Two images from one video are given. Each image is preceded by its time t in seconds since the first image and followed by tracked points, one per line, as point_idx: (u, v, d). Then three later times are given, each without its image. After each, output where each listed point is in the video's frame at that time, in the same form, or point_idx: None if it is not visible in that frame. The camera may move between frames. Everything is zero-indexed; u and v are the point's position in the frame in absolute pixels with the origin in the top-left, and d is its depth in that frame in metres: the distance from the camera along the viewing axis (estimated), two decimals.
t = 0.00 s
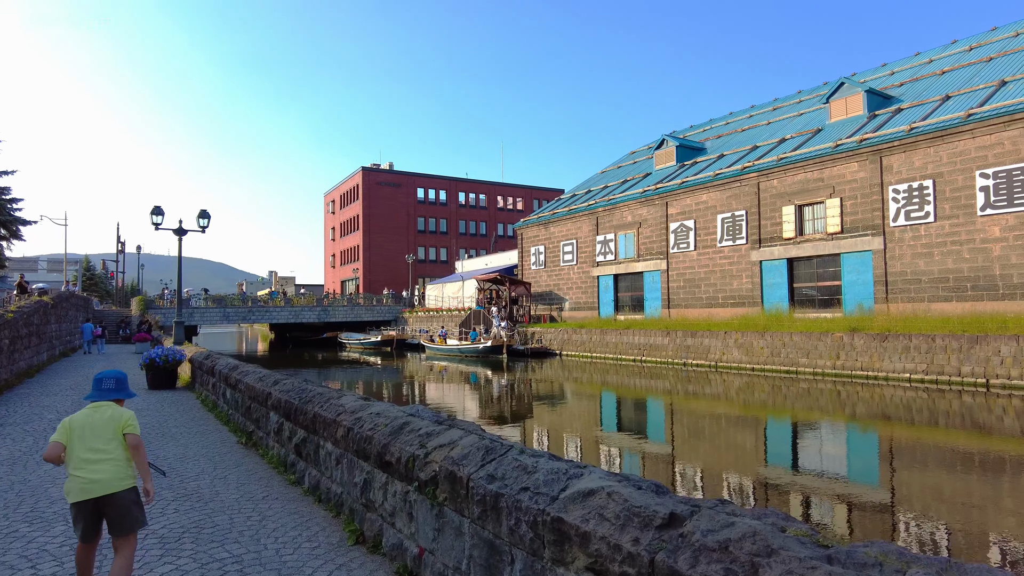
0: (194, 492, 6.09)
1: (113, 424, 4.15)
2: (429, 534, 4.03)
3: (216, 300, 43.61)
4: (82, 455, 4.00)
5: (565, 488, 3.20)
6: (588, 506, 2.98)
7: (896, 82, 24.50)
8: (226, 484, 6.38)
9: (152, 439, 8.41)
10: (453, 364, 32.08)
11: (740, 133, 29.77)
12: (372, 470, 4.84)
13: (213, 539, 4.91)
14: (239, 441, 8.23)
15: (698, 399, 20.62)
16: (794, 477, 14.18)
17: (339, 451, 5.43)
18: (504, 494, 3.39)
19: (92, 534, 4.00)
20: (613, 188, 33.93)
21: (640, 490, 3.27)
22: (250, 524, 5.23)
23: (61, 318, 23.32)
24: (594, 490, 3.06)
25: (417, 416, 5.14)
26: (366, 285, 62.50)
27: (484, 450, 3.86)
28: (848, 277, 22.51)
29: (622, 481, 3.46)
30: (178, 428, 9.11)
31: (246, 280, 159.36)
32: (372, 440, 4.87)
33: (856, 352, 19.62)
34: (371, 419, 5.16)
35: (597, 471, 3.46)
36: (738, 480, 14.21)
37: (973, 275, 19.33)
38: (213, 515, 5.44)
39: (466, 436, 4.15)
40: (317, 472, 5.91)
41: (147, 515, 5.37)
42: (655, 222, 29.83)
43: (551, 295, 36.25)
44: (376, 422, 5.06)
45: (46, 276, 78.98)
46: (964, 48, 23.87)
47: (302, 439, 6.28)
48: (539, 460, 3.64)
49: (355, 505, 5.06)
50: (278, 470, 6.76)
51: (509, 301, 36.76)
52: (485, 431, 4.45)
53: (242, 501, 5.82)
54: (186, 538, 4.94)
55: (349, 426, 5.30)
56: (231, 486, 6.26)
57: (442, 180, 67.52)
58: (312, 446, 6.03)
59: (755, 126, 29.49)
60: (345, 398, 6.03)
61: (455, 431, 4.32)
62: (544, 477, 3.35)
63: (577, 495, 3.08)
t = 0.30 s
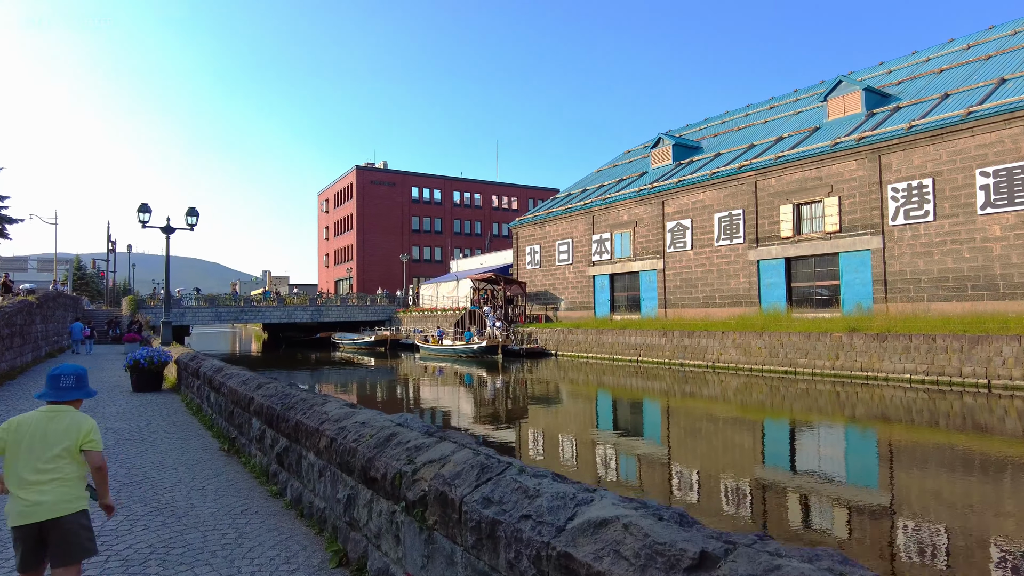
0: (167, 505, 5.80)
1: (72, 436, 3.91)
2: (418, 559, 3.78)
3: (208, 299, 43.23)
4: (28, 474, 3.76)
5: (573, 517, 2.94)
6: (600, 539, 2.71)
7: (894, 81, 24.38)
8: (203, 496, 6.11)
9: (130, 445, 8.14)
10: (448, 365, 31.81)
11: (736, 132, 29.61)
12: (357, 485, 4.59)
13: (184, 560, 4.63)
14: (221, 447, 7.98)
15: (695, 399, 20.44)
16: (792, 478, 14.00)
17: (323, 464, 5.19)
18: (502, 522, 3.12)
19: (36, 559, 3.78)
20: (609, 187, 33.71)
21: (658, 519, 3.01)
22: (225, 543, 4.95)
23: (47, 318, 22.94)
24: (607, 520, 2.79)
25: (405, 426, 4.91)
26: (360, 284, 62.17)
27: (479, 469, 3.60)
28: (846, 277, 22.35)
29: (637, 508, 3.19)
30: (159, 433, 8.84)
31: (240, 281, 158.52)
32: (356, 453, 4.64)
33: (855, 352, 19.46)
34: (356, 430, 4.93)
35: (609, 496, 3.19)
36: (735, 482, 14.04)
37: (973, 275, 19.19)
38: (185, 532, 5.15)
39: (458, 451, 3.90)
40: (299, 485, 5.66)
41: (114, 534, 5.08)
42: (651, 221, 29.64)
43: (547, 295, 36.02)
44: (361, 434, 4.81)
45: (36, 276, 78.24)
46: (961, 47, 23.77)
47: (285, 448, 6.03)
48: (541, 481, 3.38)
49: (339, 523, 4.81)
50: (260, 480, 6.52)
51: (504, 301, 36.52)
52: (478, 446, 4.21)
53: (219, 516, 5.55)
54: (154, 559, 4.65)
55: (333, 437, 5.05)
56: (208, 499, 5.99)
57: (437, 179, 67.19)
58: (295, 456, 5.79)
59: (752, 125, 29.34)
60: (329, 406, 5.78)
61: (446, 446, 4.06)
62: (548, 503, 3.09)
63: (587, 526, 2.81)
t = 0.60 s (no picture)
0: (145, 518, 5.52)
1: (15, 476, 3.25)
2: None
3: (204, 298, 42.94)
4: None
5: (600, 550, 2.64)
6: None
7: (896, 77, 24.17)
8: (185, 506, 5.84)
9: (113, 451, 7.88)
10: (446, 364, 31.56)
11: (737, 129, 29.40)
12: (347, 501, 4.34)
13: None
14: (207, 453, 7.73)
15: (695, 398, 20.23)
16: (794, 478, 13.80)
17: (312, 475, 4.95)
18: (512, 553, 2.83)
19: None
20: (608, 185, 33.48)
21: (695, 555, 2.71)
22: (203, 561, 4.66)
23: (38, 317, 22.65)
24: (641, 555, 2.49)
25: (400, 435, 4.68)
26: (357, 283, 61.87)
27: (484, 489, 3.32)
28: (849, 275, 22.15)
29: (671, 542, 2.89)
30: (144, 438, 8.58)
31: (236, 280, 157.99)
32: (346, 466, 4.39)
33: (859, 352, 19.26)
34: (346, 439, 4.69)
35: (639, 526, 2.90)
36: (736, 482, 13.85)
37: (979, 272, 19.00)
38: (161, 550, 4.85)
39: (459, 467, 3.66)
40: (288, 496, 5.41)
41: (84, 552, 4.78)
42: (651, 219, 29.41)
43: (545, 294, 35.78)
44: (352, 444, 4.56)
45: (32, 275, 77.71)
46: (964, 43, 23.57)
47: (274, 456, 5.79)
48: (556, 505, 3.08)
49: (329, 541, 4.57)
50: (247, 489, 6.27)
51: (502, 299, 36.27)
52: (480, 460, 3.96)
53: (200, 530, 5.27)
54: None
55: (323, 447, 4.79)
56: (190, 511, 5.72)
57: (435, 178, 66.90)
58: (283, 464, 5.55)
59: (752, 122, 29.13)
60: (320, 412, 5.53)
61: (446, 461, 3.79)
62: (567, 533, 2.78)
63: (617, 561, 2.52)
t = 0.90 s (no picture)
0: (124, 533, 5.23)
1: None
2: None
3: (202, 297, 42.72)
4: None
5: None
6: None
7: (902, 75, 23.93)
8: (167, 520, 5.56)
9: (99, 456, 7.61)
10: (446, 364, 31.30)
11: (740, 127, 29.15)
12: (342, 522, 4.09)
13: None
14: (197, 459, 7.48)
15: (698, 399, 19.99)
16: (798, 480, 13.57)
17: (304, 489, 4.70)
18: None
19: None
20: (610, 184, 33.23)
21: None
22: None
23: (33, 316, 22.38)
24: None
25: (400, 448, 4.44)
26: (356, 282, 61.63)
27: (499, 516, 3.05)
28: (855, 275, 21.92)
29: None
30: (133, 442, 8.33)
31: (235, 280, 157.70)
32: (340, 482, 4.13)
33: (866, 352, 19.02)
34: (341, 451, 4.44)
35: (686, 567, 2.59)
36: (740, 485, 13.62)
37: (988, 272, 18.76)
38: (138, 570, 4.56)
39: (467, 489, 3.40)
40: (278, 510, 5.16)
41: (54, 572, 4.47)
42: (654, 218, 29.16)
43: (546, 293, 35.53)
44: (348, 458, 4.30)
45: (30, 274, 77.50)
46: (970, 40, 23.33)
47: (264, 466, 5.53)
48: (578, 538, 2.81)
49: (321, 562, 4.31)
50: (235, 501, 6.02)
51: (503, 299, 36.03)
52: (489, 480, 3.70)
53: (181, 548, 4.98)
54: None
55: (316, 460, 4.53)
56: (172, 525, 5.44)
57: (435, 177, 66.64)
58: (274, 475, 5.31)
59: (755, 120, 28.88)
60: (313, 421, 5.27)
61: (454, 483, 3.52)
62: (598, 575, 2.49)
63: None
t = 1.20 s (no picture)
0: (93, 552, 4.93)
1: None
2: None
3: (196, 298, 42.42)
4: None
5: None
6: None
7: (902, 74, 23.80)
8: (142, 537, 5.27)
9: (76, 464, 7.34)
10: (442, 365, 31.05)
11: (739, 127, 28.99)
12: (327, 545, 3.84)
13: None
14: (179, 467, 7.25)
15: (697, 401, 19.81)
16: (798, 482, 13.40)
17: (286, 506, 4.48)
18: None
19: None
20: (607, 183, 33.03)
21: None
22: None
23: (22, 316, 22.04)
24: None
25: (390, 464, 4.22)
26: (352, 282, 61.31)
27: (508, 552, 2.79)
28: (856, 275, 21.76)
29: None
30: (113, 448, 8.07)
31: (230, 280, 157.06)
32: (325, 503, 3.90)
33: (868, 354, 18.85)
34: (326, 468, 4.21)
35: None
36: (739, 486, 13.43)
37: (990, 273, 18.61)
38: None
39: (468, 517, 3.16)
40: (260, 528, 4.93)
41: None
42: (652, 217, 28.96)
43: (543, 294, 35.32)
44: (335, 476, 4.06)
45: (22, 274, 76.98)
46: (970, 39, 23.21)
47: (248, 480, 5.29)
48: None
49: None
50: (217, 514, 5.78)
51: (500, 299, 35.79)
52: (492, 506, 3.46)
53: (154, 569, 4.69)
54: None
55: (302, 477, 4.29)
56: (147, 543, 5.15)
57: (431, 177, 66.37)
58: (256, 488, 5.09)
59: (754, 119, 28.72)
60: (299, 433, 5.03)
61: (454, 510, 3.27)
62: None
63: None
